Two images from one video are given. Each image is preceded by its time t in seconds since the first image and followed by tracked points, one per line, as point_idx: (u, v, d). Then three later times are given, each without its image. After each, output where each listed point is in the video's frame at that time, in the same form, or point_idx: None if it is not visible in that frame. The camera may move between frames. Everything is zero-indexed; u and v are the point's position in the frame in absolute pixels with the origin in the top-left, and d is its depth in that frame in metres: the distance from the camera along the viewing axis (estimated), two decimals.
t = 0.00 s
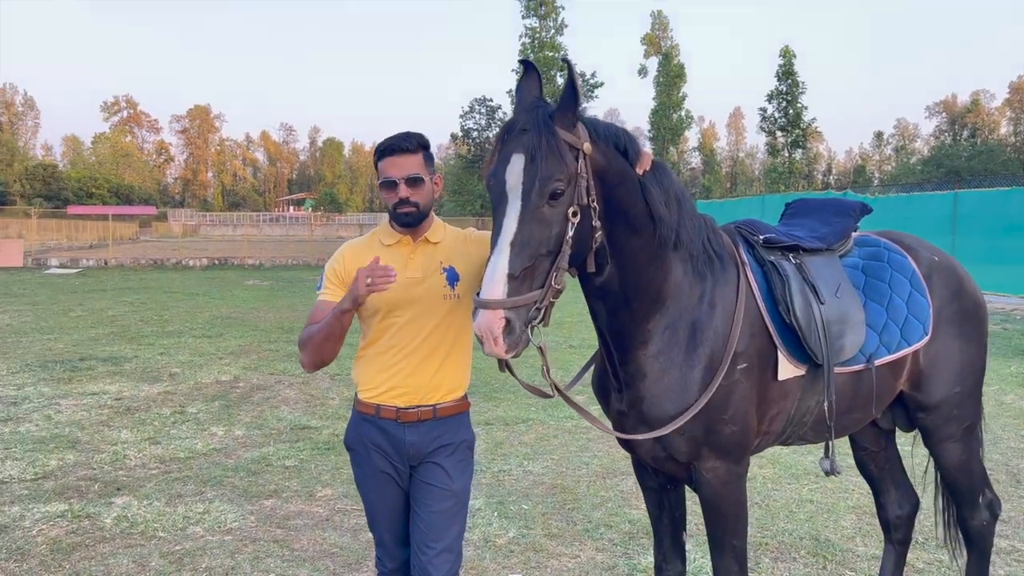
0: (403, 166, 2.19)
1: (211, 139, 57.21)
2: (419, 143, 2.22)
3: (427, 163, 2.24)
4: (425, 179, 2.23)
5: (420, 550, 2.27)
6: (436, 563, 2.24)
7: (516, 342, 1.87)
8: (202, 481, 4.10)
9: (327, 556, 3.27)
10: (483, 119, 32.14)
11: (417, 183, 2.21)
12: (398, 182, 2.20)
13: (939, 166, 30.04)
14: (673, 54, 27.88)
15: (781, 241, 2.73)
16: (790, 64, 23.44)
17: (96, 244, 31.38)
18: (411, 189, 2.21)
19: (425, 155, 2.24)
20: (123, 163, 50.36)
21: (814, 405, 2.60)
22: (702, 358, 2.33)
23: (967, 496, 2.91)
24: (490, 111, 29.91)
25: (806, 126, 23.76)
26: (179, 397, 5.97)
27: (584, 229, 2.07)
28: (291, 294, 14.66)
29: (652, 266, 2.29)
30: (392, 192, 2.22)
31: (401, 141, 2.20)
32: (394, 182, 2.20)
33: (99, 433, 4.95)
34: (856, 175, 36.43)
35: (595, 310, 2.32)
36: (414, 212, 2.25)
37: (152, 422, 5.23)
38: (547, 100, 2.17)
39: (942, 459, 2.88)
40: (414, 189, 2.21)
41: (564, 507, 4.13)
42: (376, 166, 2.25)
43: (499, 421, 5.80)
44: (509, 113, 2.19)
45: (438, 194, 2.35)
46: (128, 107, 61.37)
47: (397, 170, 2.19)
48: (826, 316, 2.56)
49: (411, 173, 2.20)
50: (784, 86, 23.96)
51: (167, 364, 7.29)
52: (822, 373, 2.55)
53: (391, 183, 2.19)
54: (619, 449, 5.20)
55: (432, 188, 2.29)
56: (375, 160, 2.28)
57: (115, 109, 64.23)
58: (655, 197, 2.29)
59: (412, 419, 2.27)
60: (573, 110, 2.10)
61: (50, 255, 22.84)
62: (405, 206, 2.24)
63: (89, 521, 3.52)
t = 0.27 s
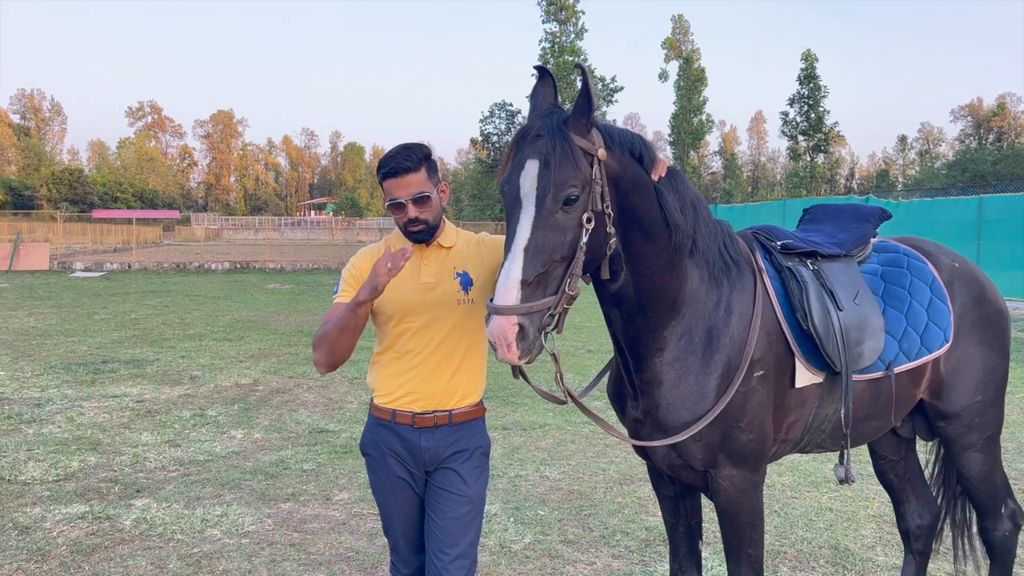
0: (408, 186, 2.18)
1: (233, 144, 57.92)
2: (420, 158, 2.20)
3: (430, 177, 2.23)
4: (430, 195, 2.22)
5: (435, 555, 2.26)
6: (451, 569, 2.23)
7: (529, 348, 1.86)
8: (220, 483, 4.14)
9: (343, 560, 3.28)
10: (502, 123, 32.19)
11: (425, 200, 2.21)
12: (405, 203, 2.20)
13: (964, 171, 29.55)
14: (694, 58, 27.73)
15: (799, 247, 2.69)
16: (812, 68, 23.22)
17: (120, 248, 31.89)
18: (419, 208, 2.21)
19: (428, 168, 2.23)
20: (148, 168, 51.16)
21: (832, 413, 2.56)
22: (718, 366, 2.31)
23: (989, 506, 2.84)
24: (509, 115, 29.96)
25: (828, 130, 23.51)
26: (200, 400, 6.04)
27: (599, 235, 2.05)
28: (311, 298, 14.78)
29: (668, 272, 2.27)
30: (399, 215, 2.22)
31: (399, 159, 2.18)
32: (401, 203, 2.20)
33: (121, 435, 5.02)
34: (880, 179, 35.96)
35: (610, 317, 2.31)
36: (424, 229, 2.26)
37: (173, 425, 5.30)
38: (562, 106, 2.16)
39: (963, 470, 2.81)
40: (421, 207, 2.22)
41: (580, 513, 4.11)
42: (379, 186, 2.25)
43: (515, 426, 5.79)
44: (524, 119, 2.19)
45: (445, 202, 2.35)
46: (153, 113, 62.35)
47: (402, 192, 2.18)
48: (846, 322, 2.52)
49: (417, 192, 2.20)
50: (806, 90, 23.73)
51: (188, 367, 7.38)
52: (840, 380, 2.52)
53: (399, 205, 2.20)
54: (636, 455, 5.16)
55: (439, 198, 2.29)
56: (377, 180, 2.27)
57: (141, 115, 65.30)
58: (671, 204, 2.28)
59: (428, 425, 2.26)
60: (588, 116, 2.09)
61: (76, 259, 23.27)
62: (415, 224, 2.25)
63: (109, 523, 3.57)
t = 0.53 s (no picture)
0: (434, 177, 2.19)
1: (251, 146, 58.43)
2: (451, 154, 2.23)
3: (457, 174, 2.25)
4: (456, 190, 2.23)
5: (450, 560, 2.25)
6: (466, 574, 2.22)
7: (543, 351, 1.84)
8: (236, 485, 4.16)
9: (357, 562, 3.29)
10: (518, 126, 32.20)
11: (449, 194, 2.21)
12: (429, 193, 2.20)
13: (985, 172, 29.13)
14: (710, 59, 27.58)
15: (817, 251, 2.66)
16: (830, 69, 23.01)
17: (139, 249, 32.26)
18: (442, 200, 2.21)
19: (457, 166, 2.25)
20: (166, 170, 51.73)
21: (850, 419, 2.52)
22: (735, 371, 2.28)
23: (1011, 514, 2.78)
24: (524, 118, 29.97)
25: (847, 131, 23.28)
26: (216, 402, 6.08)
27: (614, 238, 2.04)
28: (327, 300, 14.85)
29: (684, 276, 2.25)
30: (421, 205, 2.23)
31: (431, 151, 2.21)
32: (424, 193, 2.20)
33: (139, 436, 5.07)
34: (899, 181, 35.55)
35: (625, 321, 2.29)
36: (444, 222, 2.24)
37: (190, 426, 5.34)
38: (578, 109, 2.15)
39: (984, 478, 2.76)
40: (445, 201, 2.22)
41: (595, 517, 4.08)
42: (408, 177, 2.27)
43: (530, 429, 5.78)
44: (540, 122, 2.17)
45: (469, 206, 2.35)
46: (172, 116, 63.06)
47: (428, 181, 2.19)
48: (864, 327, 2.48)
49: (443, 184, 2.20)
50: (824, 91, 23.51)
51: (205, 368, 7.44)
52: (857, 386, 2.48)
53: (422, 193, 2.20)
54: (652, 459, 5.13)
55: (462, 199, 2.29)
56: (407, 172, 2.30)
57: (160, 117, 66.07)
58: (687, 208, 2.26)
59: (444, 429, 2.26)
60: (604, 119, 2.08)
61: (96, 260, 23.59)
62: (435, 217, 2.23)
63: (126, 523, 3.60)
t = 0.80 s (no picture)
0: (449, 179, 2.18)
1: (262, 146, 58.73)
2: (465, 155, 2.22)
3: (471, 176, 2.24)
4: (469, 192, 2.23)
5: (457, 559, 2.24)
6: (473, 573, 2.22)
7: (552, 350, 1.83)
8: (246, 483, 4.18)
9: (367, 561, 3.29)
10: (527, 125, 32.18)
11: (463, 196, 2.21)
12: (443, 196, 2.20)
13: (998, 171, 28.85)
14: (721, 58, 27.46)
15: (827, 249, 2.63)
16: (842, 68, 22.85)
17: (150, 249, 32.48)
18: (455, 202, 2.21)
19: (470, 167, 2.24)
20: (178, 170, 52.07)
21: (861, 418, 2.50)
22: (744, 370, 2.27)
23: None
24: (534, 117, 29.95)
25: (858, 130, 23.11)
26: (227, 400, 6.11)
27: (623, 237, 2.03)
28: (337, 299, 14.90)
29: (693, 274, 2.24)
30: (435, 207, 2.22)
31: (445, 153, 2.20)
32: (438, 195, 2.20)
33: (150, 434, 5.10)
34: (911, 180, 35.27)
35: (634, 320, 2.28)
36: (457, 225, 2.25)
37: (201, 424, 5.37)
38: (587, 107, 2.14)
39: (997, 480, 2.73)
40: (459, 203, 2.21)
41: (605, 517, 4.07)
42: (420, 178, 2.26)
43: (540, 428, 5.77)
44: (549, 121, 2.17)
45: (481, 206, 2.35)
46: (184, 117, 63.45)
47: (443, 183, 2.18)
48: (875, 325, 2.45)
49: (457, 187, 2.20)
50: (835, 90, 23.36)
51: (216, 367, 7.48)
52: (868, 384, 2.46)
53: (436, 196, 2.19)
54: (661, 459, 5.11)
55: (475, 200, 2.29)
56: (419, 171, 2.28)
57: (172, 118, 66.51)
58: (697, 206, 2.24)
59: (451, 428, 2.25)
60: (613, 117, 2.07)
61: (108, 259, 23.77)
62: (448, 219, 2.24)
63: (137, 521, 3.62)
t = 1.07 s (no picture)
0: (451, 172, 2.19)
1: (267, 145, 58.85)
2: (468, 150, 2.23)
3: (473, 169, 2.24)
4: (471, 185, 2.22)
5: (461, 557, 2.25)
6: (477, 572, 2.22)
7: (555, 349, 1.83)
8: (252, 482, 4.19)
9: (372, 560, 3.29)
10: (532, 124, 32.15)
11: (465, 188, 2.21)
12: (445, 187, 2.19)
13: (1005, 169, 28.68)
14: (726, 55, 27.37)
15: (833, 246, 2.61)
16: (848, 65, 22.75)
17: (156, 247, 32.56)
18: (457, 195, 2.20)
19: (472, 161, 2.25)
20: (183, 170, 52.20)
21: (866, 416, 2.48)
22: (749, 369, 2.26)
23: None
24: (539, 116, 29.92)
25: (865, 127, 23.00)
26: (232, 399, 6.12)
27: (627, 236, 2.02)
28: (341, 298, 14.92)
29: (698, 273, 2.23)
30: (437, 199, 2.22)
31: (448, 146, 2.21)
32: (440, 187, 2.19)
33: (156, 433, 5.12)
34: (917, 178, 35.09)
35: (639, 319, 2.27)
36: (459, 218, 2.24)
37: (206, 423, 5.38)
38: (590, 106, 2.13)
39: (1004, 478, 2.71)
40: (460, 195, 2.21)
41: (609, 516, 4.06)
42: (422, 172, 2.25)
43: (545, 427, 5.77)
44: (552, 119, 2.16)
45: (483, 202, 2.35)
46: (190, 116, 63.59)
47: (445, 175, 2.18)
48: (881, 323, 2.44)
49: (459, 179, 2.20)
50: (841, 87, 23.25)
51: (222, 366, 7.50)
52: (874, 382, 2.45)
53: (438, 187, 2.19)
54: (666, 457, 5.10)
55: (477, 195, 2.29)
56: (421, 167, 2.28)
57: (177, 117, 66.70)
58: (701, 205, 2.23)
59: (454, 426, 2.25)
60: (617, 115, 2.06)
61: (114, 258, 23.86)
62: (450, 212, 2.23)
63: (143, 519, 3.64)
